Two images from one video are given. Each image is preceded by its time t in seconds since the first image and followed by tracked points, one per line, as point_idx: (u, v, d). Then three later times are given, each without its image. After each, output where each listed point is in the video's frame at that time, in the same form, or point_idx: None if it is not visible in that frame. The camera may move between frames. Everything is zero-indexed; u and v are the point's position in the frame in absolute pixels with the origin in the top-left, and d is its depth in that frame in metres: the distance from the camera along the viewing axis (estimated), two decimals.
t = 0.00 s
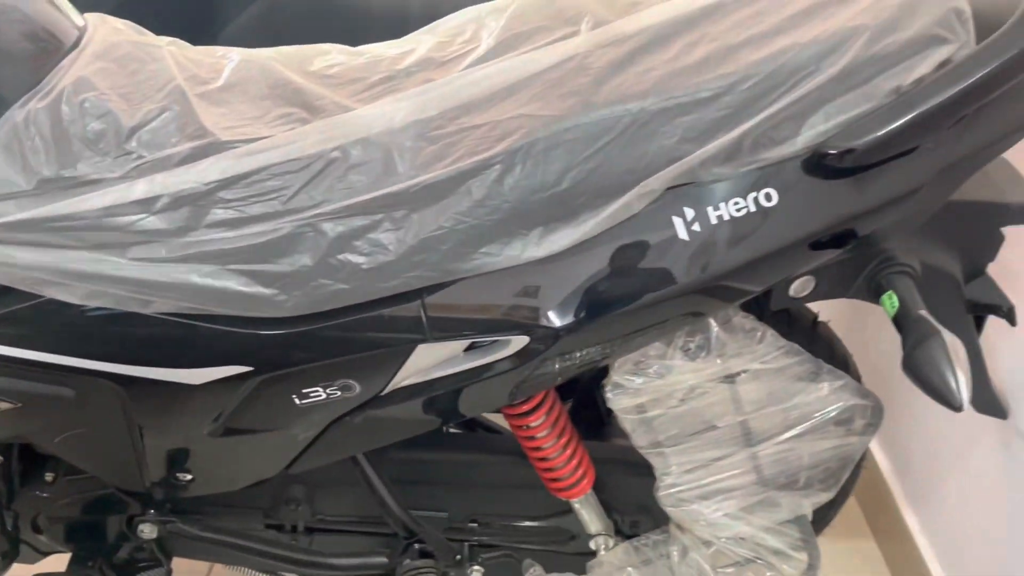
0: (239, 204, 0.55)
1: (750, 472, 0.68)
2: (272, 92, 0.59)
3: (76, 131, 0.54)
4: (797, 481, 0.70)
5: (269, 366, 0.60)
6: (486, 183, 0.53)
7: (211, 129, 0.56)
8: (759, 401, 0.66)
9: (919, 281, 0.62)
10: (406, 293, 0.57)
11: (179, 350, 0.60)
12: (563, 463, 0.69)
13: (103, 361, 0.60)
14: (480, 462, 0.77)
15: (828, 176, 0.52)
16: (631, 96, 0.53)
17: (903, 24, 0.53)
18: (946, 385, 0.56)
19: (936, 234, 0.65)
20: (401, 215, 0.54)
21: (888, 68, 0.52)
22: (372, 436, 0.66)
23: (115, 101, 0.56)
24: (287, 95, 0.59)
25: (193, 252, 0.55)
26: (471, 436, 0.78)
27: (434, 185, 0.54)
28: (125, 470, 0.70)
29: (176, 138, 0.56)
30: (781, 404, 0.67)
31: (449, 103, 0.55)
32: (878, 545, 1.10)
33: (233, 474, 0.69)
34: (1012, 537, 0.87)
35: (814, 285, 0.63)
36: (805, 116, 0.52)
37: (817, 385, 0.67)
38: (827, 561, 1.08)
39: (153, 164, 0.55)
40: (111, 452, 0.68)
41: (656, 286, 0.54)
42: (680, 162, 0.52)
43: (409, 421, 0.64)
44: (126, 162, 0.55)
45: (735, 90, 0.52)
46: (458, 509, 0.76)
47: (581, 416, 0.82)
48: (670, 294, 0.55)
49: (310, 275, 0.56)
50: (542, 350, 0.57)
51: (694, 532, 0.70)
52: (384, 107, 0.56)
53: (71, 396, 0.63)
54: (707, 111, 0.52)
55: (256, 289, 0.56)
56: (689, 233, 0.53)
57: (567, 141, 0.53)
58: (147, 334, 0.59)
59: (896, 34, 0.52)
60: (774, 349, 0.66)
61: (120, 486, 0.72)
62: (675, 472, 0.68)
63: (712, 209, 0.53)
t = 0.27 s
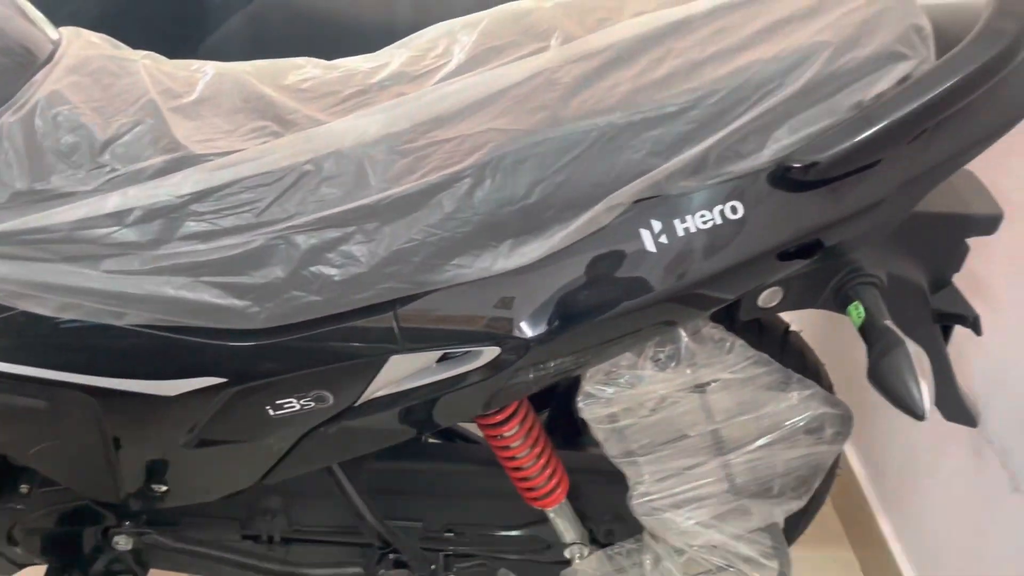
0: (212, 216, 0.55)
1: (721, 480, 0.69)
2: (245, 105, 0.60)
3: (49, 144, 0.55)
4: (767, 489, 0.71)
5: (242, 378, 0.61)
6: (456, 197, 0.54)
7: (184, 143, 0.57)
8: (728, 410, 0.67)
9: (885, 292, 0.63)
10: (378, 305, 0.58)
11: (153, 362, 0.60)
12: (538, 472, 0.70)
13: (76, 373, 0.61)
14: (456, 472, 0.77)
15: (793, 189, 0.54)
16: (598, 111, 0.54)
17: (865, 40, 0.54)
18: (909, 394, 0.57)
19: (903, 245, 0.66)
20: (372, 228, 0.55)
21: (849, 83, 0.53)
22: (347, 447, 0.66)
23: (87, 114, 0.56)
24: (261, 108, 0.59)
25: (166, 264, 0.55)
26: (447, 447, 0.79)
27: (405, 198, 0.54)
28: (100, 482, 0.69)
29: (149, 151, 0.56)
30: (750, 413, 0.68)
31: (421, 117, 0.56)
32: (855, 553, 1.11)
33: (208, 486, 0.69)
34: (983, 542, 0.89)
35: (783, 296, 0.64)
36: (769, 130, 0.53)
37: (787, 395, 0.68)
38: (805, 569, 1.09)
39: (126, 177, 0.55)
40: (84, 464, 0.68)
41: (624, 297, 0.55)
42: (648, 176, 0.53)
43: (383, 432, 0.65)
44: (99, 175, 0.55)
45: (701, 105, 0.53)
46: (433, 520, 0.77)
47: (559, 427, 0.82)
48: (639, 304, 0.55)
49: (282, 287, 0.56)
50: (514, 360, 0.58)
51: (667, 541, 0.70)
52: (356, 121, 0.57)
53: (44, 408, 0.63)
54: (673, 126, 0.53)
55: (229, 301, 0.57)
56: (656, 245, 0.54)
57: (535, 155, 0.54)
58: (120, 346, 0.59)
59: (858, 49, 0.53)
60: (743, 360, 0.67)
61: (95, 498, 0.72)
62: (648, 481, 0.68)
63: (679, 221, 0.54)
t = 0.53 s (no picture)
0: (184, 236, 0.55)
1: (695, 495, 0.70)
2: (219, 124, 0.60)
3: (20, 163, 0.55)
4: (741, 503, 0.71)
5: (216, 396, 0.61)
6: (428, 216, 0.54)
7: (157, 162, 0.57)
8: (701, 425, 0.68)
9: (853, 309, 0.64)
10: (351, 323, 0.58)
11: (126, 380, 0.60)
12: (513, 488, 0.70)
13: (48, 392, 0.61)
14: (434, 487, 0.77)
15: (761, 207, 0.54)
16: (568, 132, 0.54)
17: (827, 63, 0.55)
18: (876, 410, 0.58)
19: (870, 262, 0.67)
20: (345, 247, 0.55)
21: (814, 105, 0.54)
22: (321, 464, 0.66)
23: (60, 134, 0.56)
24: (234, 127, 0.60)
25: (138, 283, 0.55)
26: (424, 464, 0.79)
27: (376, 217, 0.55)
28: (75, 499, 0.70)
29: (121, 171, 0.56)
30: (723, 428, 0.68)
31: (392, 138, 0.56)
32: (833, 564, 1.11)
33: (182, 503, 0.69)
34: (956, 554, 0.90)
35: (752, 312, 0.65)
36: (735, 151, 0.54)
37: (759, 410, 0.69)
38: None
39: (98, 197, 0.55)
40: (59, 482, 0.68)
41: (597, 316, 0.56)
42: (618, 195, 0.54)
43: (357, 449, 0.66)
44: (69, 195, 0.55)
45: (668, 126, 0.54)
46: (410, 535, 0.77)
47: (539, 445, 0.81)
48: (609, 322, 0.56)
49: (255, 305, 0.56)
50: (486, 378, 0.59)
51: (643, 555, 0.71)
52: (327, 141, 0.57)
53: (18, 427, 0.64)
54: (640, 147, 0.54)
55: (202, 319, 0.57)
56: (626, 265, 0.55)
57: (506, 175, 0.54)
58: (92, 365, 0.59)
59: (822, 72, 0.54)
60: (714, 375, 0.67)
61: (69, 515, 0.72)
62: (622, 497, 0.69)
63: (647, 241, 0.55)
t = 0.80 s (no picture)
0: (156, 261, 0.56)
1: (671, 516, 0.70)
2: (193, 149, 0.60)
3: None
4: (716, 523, 0.72)
5: (189, 420, 0.61)
6: (399, 242, 0.55)
7: (130, 188, 0.57)
8: (676, 447, 0.68)
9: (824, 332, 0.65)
10: (324, 347, 0.58)
11: (98, 405, 0.60)
12: (489, 509, 0.70)
13: (19, 417, 0.61)
14: (412, 508, 0.77)
15: (729, 233, 0.56)
16: (539, 158, 0.55)
17: (794, 91, 0.56)
18: (845, 432, 0.58)
19: (842, 285, 0.68)
20: (316, 272, 0.56)
21: (780, 132, 0.55)
22: (297, 486, 0.66)
23: (32, 160, 0.56)
24: (208, 152, 0.60)
25: (110, 309, 0.56)
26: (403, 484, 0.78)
27: (348, 243, 0.55)
28: (48, 522, 0.69)
29: (94, 197, 0.56)
30: (698, 449, 0.68)
31: (366, 162, 0.57)
32: None
33: (157, 526, 0.69)
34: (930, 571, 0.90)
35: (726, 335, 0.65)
36: (702, 178, 0.55)
37: (733, 432, 0.69)
38: None
39: (70, 222, 0.56)
40: (32, 505, 0.68)
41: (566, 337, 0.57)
42: (587, 222, 0.55)
43: (333, 472, 0.66)
44: (41, 221, 0.56)
45: (636, 153, 0.55)
46: (388, 557, 0.77)
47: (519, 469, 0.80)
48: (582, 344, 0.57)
49: (228, 330, 0.57)
50: (460, 402, 0.59)
51: None
52: (302, 165, 0.57)
53: None
54: (609, 174, 0.55)
55: (174, 344, 0.57)
56: (597, 289, 0.56)
57: (477, 201, 0.54)
58: (64, 390, 0.59)
59: (787, 100, 0.55)
60: (688, 397, 0.67)
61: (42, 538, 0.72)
62: (597, 518, 0.69)
63: (618, 265, 0.56)
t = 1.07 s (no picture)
0: (124, 294, 0.55)
1: (644, 545, 0.70)
2: (163, 182, 0.60)
3: None
4: (688, 551, 0.72)
5: (157, 454, 0.60)
6: (367, 276, 0.55)
7: (98, 221, 0.57)
8: (648, 477, 0.68)
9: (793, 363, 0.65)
10: (294, 380, 0.58)
11: (64, 439, 0.59)
12: (462, 541, 0.70)
13: None
14: (386, 539, 0.76)
15: (697, 266, 0.56)
16: (507, 192, 0.55)
17: (759, 126, 0.56)
18: (813, 464, 0.59)
19: (812, 315, 0.68)
20: (285, 306, 0.56)
21: (744, 168, 0.56)
22: (268, 519, 0.66)
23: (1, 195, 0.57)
24: (178, 185, 0.60)
25: (78, 343, 0.55)
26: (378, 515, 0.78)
27: (317, 277, 0.55)
28: (18, 553, 0.69)
29: (62, 231, 0.56)
30: (671, 479, 0.68)
31: (335, 196, 0.57)
32: None
33: (128, 558, 0.69)
34: None
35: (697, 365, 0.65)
36: (669, 212, 0.56)
37: (704, 461, 0.69)
38: None
39: (38, 256, 0.56)
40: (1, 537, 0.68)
41: (537, 372, 0.57)
42: (555, 256, 0.55)
43: (304, 504, 0.65)
44: (7, 255, 0.55)
45: (604, 188, 0.55)
46: None
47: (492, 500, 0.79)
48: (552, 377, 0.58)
49: (196, 363, 0.56)
50: (430, 435, 0.59)
51: None
52: (271, 198, 0.57)
53: None
54: (577, 208, 0.55)
55: (142, 377, 0.57)
56: (565, 322, 0.56)
57: (446, 234, 0.55)
58: (31, 424, 0.59)
59: (751, 136, 0.56)
60: (659, 427, 0.67)
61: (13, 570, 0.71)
62: (570, 548, 0.70)
63: (586, 298, 0.57)
